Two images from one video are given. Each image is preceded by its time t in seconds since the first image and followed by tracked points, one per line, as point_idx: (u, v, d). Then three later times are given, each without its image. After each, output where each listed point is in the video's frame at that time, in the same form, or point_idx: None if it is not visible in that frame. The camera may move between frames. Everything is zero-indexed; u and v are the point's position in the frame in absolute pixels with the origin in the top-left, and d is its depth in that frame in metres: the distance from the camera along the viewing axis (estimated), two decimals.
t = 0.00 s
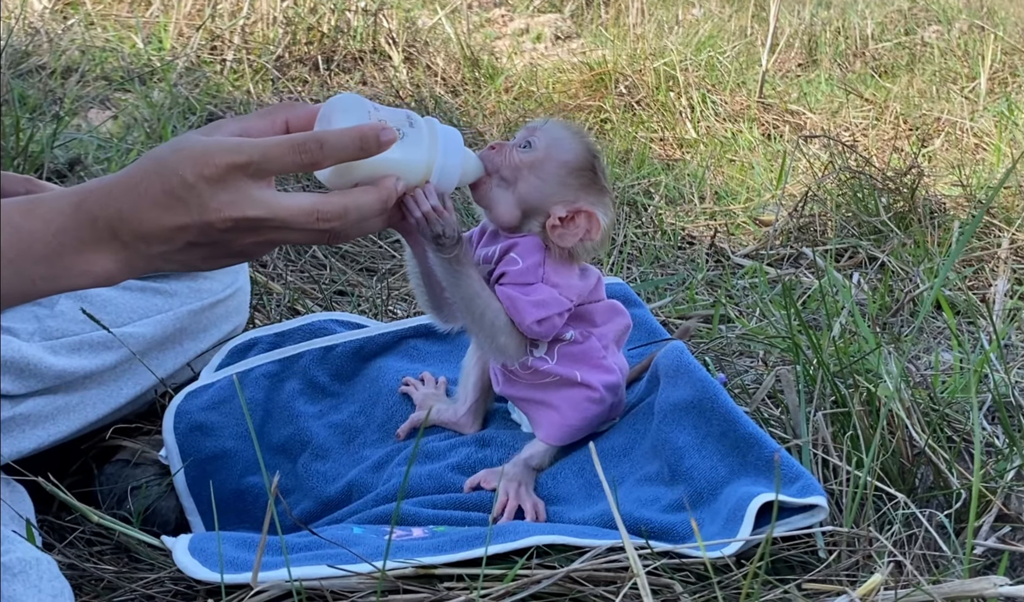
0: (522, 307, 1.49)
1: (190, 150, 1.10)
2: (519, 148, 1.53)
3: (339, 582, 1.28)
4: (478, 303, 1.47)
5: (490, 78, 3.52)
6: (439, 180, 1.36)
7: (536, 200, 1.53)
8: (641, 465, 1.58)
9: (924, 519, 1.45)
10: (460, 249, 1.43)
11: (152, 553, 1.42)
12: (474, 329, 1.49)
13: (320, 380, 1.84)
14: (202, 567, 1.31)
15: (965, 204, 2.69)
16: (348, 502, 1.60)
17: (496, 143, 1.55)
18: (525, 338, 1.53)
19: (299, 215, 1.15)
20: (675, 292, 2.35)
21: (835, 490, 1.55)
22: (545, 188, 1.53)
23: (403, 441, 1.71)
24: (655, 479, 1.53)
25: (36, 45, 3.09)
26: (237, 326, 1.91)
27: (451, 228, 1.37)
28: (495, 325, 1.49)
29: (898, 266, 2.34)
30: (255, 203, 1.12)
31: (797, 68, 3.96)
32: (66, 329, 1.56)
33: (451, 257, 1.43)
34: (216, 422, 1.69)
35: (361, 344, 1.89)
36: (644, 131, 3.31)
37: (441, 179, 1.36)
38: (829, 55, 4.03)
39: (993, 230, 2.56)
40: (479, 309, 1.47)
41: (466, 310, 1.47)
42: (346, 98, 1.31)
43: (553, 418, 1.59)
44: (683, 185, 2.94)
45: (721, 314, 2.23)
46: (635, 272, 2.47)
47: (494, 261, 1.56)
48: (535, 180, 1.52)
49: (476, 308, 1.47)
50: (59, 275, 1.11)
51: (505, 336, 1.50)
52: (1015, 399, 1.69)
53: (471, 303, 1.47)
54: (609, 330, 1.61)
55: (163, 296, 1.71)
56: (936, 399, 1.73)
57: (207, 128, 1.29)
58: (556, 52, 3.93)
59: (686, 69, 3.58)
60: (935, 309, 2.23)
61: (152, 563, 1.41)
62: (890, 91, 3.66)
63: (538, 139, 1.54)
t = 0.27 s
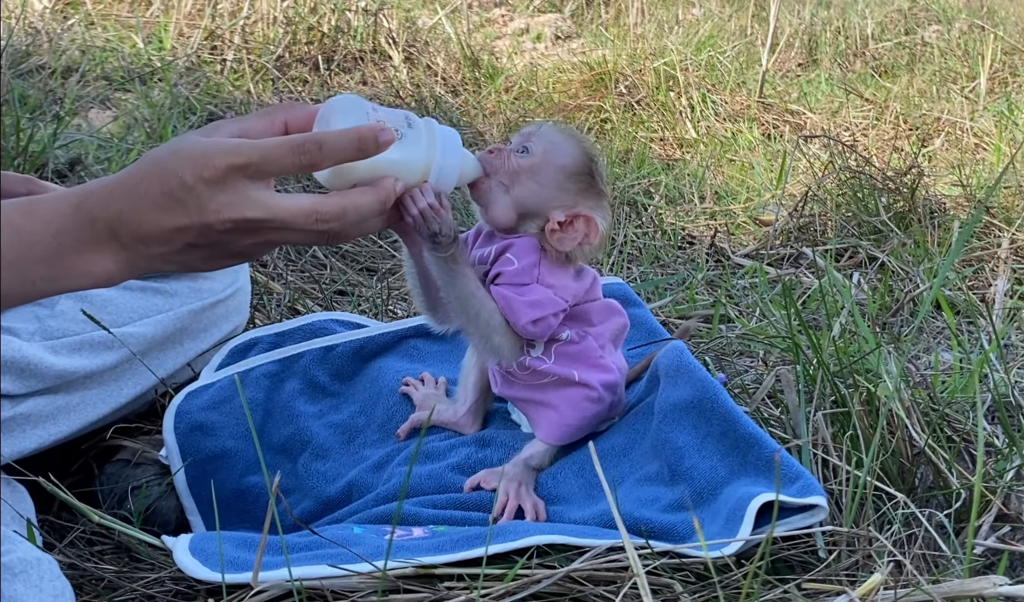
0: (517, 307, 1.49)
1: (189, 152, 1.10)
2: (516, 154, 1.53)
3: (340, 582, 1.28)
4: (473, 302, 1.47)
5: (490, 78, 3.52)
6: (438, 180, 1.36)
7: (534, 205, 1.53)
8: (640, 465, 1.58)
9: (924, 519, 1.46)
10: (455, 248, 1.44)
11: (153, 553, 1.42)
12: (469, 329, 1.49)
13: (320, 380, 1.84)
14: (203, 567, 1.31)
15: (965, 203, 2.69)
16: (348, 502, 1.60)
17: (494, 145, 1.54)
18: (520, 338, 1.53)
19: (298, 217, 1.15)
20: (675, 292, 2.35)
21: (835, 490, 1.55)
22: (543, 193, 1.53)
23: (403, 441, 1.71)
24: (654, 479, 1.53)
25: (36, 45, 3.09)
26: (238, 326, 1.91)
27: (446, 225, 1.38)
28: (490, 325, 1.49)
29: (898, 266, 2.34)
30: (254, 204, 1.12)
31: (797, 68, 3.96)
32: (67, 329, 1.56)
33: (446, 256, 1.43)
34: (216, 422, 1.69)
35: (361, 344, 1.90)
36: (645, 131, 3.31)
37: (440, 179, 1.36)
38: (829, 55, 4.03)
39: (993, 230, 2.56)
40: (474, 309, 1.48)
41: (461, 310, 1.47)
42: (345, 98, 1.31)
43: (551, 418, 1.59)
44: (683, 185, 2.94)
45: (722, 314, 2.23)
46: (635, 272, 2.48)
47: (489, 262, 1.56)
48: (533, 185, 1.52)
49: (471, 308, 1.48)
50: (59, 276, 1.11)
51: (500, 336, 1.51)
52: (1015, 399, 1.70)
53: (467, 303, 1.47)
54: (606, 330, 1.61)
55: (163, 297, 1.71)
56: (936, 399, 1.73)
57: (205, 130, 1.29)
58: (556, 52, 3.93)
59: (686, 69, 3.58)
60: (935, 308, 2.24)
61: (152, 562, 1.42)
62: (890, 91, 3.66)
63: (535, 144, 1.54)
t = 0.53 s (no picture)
0: (518, 307, 1.50)
1: (191, 152, 1.10)
2: (519, 153, 1.53)
3: (342, 581, 1.28)
4: (475, 302, 1.48)
5: (491, 78, 3.52)
6: (440, 182, 1.37)
7: (535, 204, 1.53)
8: (641, 465, 1.59)
9: (924, 518, 1.46)
10: (456, 248, 1.44)
11: (155, 552, 1.42)
12: (470, 329, 1.49)
13: (322, 380, 1.85)
14: (205, 566, 1.31)
15: (966, 203, 2.69)
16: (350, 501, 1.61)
17: (496, 146, 1.56)
18: (521, 338, 1.54)
19: (300, 218, 1.15)
20: (675, 292, 2.36)
21: (835, 489, 1.56)
22: (544, 192, 1.53)
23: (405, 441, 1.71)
24: (655, 478, 1.53)
25: (37, 44, 3.09)
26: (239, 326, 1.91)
27: (447, 225, 1.38)
28: (491, 325, 1.50)
29: (898, 265, 2.34)
30: (256, 205, 1.13)
31: (797, 68, 3.97)
32: (69, 329, 1.57)
33: (447, 256, 1.44)
34: (218, 422, 1.69)
35: (362, 344, 1.90)
36: (645, 131, 3.31)
37: (442, 181, 1.37)
38: (830, 55, 4.03)
39: (993, 230, 2.56)
40: (474, 309, 1.48)
41: (462, 310, 1.48)
42: (348, 100, 1.31)
43: (553, 418, 1.59)
44: (684, 185, 2.95)
45: (722, 313, 2.23)
46: (636, 272, 2.48)
47: (491, 262, 1.57)
48: (534, 184, 1.53)
49: (472, 308, 1.48)
50: (61, 276, 1.12)
51: (501, 336, 1.51)
52: (1015, 399, 1.70)
53: (467, 303, 1.47)
54: (608, 330, 1.62)
55: (165, 297, 1.72)
56: (936, 398, 1.74)
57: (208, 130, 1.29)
58: (557, 51, 3.93)
59: (686, 68, 3.58)
60: (936, 308, 2.24)
61: (155, 561, 1.42)
62: (891, 90, 3.66)
63: (538, 144, 1.54)
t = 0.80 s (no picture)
0: (519, 303, 1.50)
1: (192, 147, 1.10)
2: (522, 146, 1.53)
3: (344, 580, 1.28)
4: (476, 298, 1.47)
5: (492, 77, 3.51)
6: (441, 177, 1.36)
7: (538, 198, 1.53)
8: (644, 463, 1.58)
9: (928, 516, 1.46)
10: (457, 244, 1.43)
11: (156, 552, 1.42)
12: (471, 325, 1.49)
13: (323, 379, 1.84)
14: (207, 566, 1.31)
15: (968, 201, 2.69)
16: (352, 500, 1.60)
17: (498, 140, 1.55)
18: (522, 333, 1.54)
19: (302, 212, 1.15)
20: (676, 291, 2.36)
21: (839, 488, 1.55)
22: (547, 186, 1.53)
23: (406, 439, 1.71)
24: (657, 477, 1.53)
25: (37, 43, 3.09)
26: (240, 325, 1.91)
27: (448, 221, 1.38)
28: (493, 321, 1.49)
29: (900, 263, 2.34)
30: (259, 199, 1.12)
31: (798, 66, 3.97)
32: (69, 327, 1.56)
33: (448, 252, 1.43)
34: (219, 421, 1.69)
35: (363, 343, 1.90)
36: (646, 129, 3.31)
37: (443, 176, 1.36)
38: (831, 53, 4.03)
39: (995, 228, 2.56)
40: (476, 305, 1.47)
41: (463, 306, 1.47)
42: (348, 94, 1.31)
43: (555, 415, 1.59)
44: (685, 183, 2.94)
45: (724, 312, 2.23)
46: (637, 270, 2.48)
47: (494, 258, 1.56)
48: (537, 179, 1.52)
49: (473, 303, 1.47)
50: (62, 274, 1.11)
51: (502, 332, 1.51)
52: (1018, 397, 1.69)
53: (468, 299, 1.47)
54: (610, 328, 1.61)
55: (165, 294, 1.72)
56: (939, 397, 1.73)
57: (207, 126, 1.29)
58: (557, 50, 3.93)
59: (687, 67, 3.58)
60: (938, 306, 2.24)
61: (156, 561, 1.41)
62: (892, 89, 3.66)
63: (541, 137, 1.54)
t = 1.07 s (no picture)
0: (520, 302, 1.49)
1: (190, 146, 1.09)
2: (522, 145, 1.53)
3: (343, 579, 1.27)
4: (476, 297, 1.47)
5: (492, 75, 3.51)
6: (440, 176, 1.35)
7: (538, 196, 1.53)
8: (643, 462, 1.58)
9: (928, 514, 1.45)
10: (456, 243, 1.43)
11: (155, 551, 1.42)
12: (471, 323, 1.49)
13: (323, 378, 1.84)
14: (206, 565, 1.31)
15: (968, 199, 2.69)
16: (351, 499, 1.60)
17: (499, 139, 1.55)
18: (523, 332, 1.54)
19: (301, 211, 1.15)
20: (676, 289, 2.35)
21: (839, 486, 1.55)
22: (547, 184, 1.53)
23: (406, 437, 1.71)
24: (657, 475, 1.53)
25: (37, 43, 3.09)
26: (240, 324, 1.91)
27: (447, 220, 1.38)
28: (493, 320, 1.49)
29: (900, 261, 2.34)
30: (258, 198, 1.12)
31: (798, 65, 3.96)
32: (68, 326, 1.56)
33: (447, 251, 1.43)
34: (219, 420, 1.69)
35: (363, 341, 1.89)
36: (646, 128, 3.30)
37: (443, 175, 1.36)
38: (831, 52, 4.02)
39: (995, 226, 2.55)
40: (476, 304, 1.47)
41: (463, 305, 1.47)
42: (348, 93, 1.31)
43: (555, 414, 1.59)
44: (685, 182, 2.94)
45: (724, 310, 2.23)
46: (637, 269, 2.47)
47: (495, 256, 1.56)
48: (537, 177, 1.52)
49: (474, 302, 1.47)
50: (61, 273, 1.11)
51: (503, 331, 1.51)
52: (1019, 395, 1.69)
53: (468, 298, 1.47)
54: (611, 327, 1.61)
55: (164, 293, 1.72)
56: (939, 394, 1.73)
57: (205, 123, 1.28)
58: (557, 49, 3.92)
59: (687, 66, 3.57)
60: (938, 304, 2.23)
61: (155, 560, 1.41)
62: (892, 87, 3.65)
63: (540, 136, 1.54)
